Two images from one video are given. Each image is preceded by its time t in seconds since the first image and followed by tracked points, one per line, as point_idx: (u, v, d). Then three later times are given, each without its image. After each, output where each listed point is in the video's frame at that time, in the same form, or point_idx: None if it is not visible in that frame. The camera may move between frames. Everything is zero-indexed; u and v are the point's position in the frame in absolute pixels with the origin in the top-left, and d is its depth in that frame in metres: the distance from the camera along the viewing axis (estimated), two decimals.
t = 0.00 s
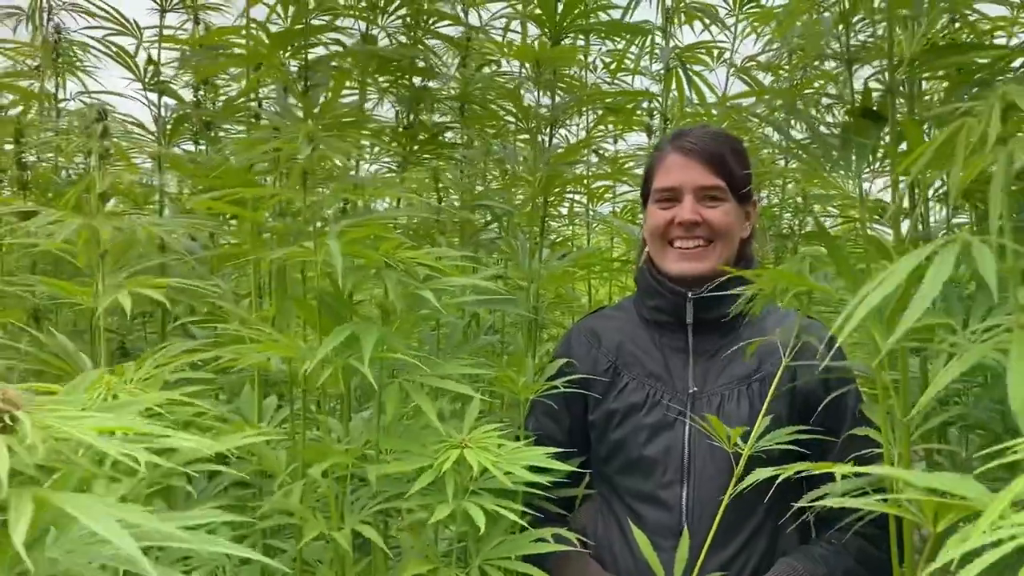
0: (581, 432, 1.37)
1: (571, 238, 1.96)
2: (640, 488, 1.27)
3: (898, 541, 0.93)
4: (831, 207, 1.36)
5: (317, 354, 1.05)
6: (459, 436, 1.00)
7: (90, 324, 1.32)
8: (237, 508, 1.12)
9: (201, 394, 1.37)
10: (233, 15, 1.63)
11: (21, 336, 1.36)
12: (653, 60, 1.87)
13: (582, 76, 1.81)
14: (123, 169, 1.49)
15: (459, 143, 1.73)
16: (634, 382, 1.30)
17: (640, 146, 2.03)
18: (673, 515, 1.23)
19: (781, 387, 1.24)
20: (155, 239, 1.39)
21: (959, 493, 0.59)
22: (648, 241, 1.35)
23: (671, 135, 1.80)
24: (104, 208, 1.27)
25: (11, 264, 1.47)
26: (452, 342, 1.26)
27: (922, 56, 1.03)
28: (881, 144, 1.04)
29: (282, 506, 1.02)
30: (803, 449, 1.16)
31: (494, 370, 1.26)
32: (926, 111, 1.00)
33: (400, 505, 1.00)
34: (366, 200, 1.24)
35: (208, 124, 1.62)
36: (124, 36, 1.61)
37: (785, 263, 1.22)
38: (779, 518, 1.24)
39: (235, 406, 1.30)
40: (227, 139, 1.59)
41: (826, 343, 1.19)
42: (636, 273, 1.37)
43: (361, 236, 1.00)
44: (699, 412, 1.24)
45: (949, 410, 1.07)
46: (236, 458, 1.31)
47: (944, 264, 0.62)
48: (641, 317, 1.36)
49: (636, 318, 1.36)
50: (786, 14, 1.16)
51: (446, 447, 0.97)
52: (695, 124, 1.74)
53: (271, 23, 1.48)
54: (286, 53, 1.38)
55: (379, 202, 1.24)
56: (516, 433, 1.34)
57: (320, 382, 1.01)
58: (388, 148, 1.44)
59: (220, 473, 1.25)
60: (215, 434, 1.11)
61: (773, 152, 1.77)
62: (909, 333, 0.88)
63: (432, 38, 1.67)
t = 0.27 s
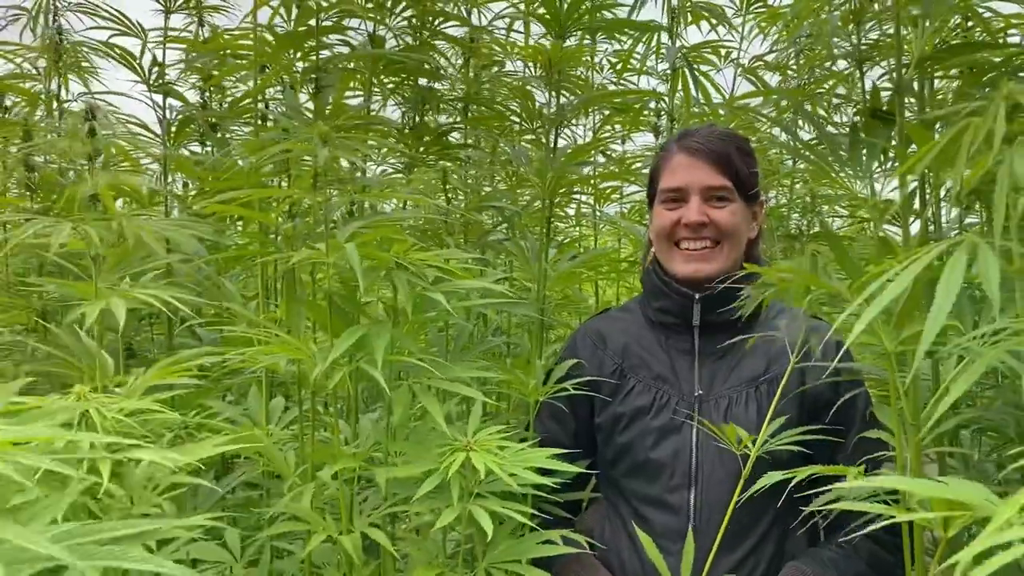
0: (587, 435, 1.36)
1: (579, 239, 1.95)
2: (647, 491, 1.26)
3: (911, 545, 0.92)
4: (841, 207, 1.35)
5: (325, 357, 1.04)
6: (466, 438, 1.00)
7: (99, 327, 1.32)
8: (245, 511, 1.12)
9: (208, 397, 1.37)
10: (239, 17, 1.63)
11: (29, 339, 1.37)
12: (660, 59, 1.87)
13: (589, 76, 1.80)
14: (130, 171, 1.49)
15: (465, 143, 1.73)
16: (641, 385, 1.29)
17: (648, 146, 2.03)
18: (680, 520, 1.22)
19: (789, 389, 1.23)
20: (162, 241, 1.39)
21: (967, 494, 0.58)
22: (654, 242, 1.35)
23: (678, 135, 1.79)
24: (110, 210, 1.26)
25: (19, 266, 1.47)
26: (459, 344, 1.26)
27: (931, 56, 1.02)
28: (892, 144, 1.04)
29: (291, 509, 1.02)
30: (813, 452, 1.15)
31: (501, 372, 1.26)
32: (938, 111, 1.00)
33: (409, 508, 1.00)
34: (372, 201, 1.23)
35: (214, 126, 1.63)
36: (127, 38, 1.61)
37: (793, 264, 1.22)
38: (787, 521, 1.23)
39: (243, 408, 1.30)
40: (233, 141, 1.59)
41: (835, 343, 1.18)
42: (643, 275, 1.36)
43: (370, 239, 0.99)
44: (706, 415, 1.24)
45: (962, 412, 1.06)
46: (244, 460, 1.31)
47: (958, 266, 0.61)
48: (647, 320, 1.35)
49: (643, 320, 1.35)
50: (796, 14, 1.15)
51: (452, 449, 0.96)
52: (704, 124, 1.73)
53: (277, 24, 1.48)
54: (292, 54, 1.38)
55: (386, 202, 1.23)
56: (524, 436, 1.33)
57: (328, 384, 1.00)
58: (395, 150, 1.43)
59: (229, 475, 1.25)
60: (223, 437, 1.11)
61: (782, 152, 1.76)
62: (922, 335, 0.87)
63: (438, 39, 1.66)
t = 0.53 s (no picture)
0: (589, 436, 1.35)
1: (581, 239, 1.95)
2: (650, 493, 1.25)
3: (913, 549, 0.91)
4: (844, 206, 1.34)
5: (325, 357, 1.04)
6: (465, 439, 0.99)
7: (99, 326, 1.32)
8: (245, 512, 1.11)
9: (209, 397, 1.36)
10: (240, 17, 1.63)
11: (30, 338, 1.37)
12: (661, 59, 1.86)
13: (591, 75, 1.79)
14: (131, 171, 1.49)
15: (467, 143, 1.72)
16: (643, 385, 1.28)
17: (651, 145, 2.02)
18: (683, 521, 1.21)
19: (793, 389, 1.22)
20: (163, 240, 1.39)
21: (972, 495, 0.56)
22: (657, 241, 1.34)
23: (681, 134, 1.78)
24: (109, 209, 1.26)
25: (20, 266, 1.47)
26: (460, 344, 1.25)
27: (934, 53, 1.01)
28: (896, 142, 1.03)
29: (291, 510, 1.01)
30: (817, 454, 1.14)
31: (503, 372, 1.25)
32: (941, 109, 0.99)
33: (409, 510, 0.99)
34: (372, 201, 1.22)
35: (215, 126, 1.62)
36: (132, 38, 1.61)
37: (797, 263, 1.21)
38: (791, 523, 1.22)
39: (243, 408, 1.30)
40: (234, 141, 1.59)
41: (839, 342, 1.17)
42: (645, 274, 1.35)
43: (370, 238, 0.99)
44: (709, 415, 1.23)
45: (968, 412, 1.05)
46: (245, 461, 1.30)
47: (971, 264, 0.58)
48: (650, 319, 1.34)
49: (645, 320, 1.35)
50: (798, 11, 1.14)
51: (449, 452, 0.95)
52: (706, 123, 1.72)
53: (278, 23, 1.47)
54: (292, 54, 1.37)
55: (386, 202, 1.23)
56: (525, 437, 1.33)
57: (328, 384, 1.00)
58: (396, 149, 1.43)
59: (229, 476, 1.25)
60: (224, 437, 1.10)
61: (784, 151, 1.75)
62: (927, 335, 0.86)
63: (440, 38, 1.66)
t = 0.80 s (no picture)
0: (587, 437, 1.35)
1: (581, 239, 1.94)
2: (649, 494, 1.24)
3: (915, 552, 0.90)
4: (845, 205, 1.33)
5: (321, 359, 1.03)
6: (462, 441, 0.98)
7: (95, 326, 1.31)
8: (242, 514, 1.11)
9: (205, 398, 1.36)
10: (238, 15, 1.62)
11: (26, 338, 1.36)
12: (660, 58, 1.85)
13: (590, 73, 1.78)
14: (129, 170, 1.48)
15: (465, 142, 1.72)
16: (642, 386, 1.27)
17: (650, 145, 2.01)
18: (683, 523, 1.21)
19: (793, 389, 1.22)
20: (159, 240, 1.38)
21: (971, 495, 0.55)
22: (656, 241, 1.33)
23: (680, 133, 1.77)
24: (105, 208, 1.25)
25: (17, 266, 1.47)
26: (457, 344, 1.24)
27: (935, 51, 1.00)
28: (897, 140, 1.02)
29: (285, 513, 1.01)
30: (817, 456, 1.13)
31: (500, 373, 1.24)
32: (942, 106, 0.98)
33: (405, 511, 0.98)
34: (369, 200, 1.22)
35: (213, 125, 1.62)
36: (132, 38, 1.60)
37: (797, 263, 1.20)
38: (791, 525, 1.22)
39: (240, 410, 1.29)
40: (231, 140, 1.58)
41: (840, 343, 1.16)
42: (644, 274, 1.34)
43: (363, 238, 0.97)
44: (709, 416, 1.22)
45: (969, 413, 1.04)
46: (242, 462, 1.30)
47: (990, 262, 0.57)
48: (649, 320, 1.33)
49: (644, 320, 1.34)
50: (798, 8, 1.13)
51: (446, 454, 0.94)
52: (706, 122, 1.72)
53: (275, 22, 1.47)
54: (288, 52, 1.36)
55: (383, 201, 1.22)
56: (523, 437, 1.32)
57: (323, 385, 0.99)
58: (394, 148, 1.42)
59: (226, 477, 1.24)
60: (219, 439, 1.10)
61: (784, 151, 1.74)
62: (928, 336, 0.85)
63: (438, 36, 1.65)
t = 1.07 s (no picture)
0: (579, 438, 1.34)
1: (574, 239, 1.94)
2: (643, 495, 1.24)
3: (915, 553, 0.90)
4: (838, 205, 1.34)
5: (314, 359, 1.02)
6: (459, 442, 0.98)
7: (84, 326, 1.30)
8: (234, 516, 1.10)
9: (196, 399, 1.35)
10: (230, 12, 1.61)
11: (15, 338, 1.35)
12: (654, 57, 1.85)
13: (584, 73, 1.78)
14: (119, 169, 1.47)
15: (458, 141, 1.71)
16: (636, 386, 1.27)
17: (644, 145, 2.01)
18: (677, 524, 1.20)
19: (787, 390, 1.21)
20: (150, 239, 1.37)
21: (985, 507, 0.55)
22: (650, 241, 1.32)
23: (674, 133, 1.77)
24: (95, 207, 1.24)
25: (4, 265, 1.45)
26: (451, 345, 1.23)
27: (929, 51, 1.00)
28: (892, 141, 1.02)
29: (277, 515, 1.00)
30: (813, 456, 1.14)
31: (494, 373, 1.24)
32: (937, 106, 0.98)
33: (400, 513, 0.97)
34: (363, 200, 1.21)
35: (204, 123, 1.61)
36: (121, 35, 1.58)
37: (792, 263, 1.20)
38: (787, 525, 1.21)
39: (231, 411, 1.28)
40: (222, 138, 1.57)
41: (835, 343, 1.16)
42: (638, 274, 1.34)
43: (355, 237, 0.97)
44: (703, 417, 1.21)
45: (964, 414, 1.04)
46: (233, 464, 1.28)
47: (1001, 272, 0.57)
48: (642, 320, 1.33)
49: (638, 320, 1.33)
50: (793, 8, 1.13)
51: (445, 454, 0.94)
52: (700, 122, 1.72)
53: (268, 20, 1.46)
54: (281, 50, 1.35)
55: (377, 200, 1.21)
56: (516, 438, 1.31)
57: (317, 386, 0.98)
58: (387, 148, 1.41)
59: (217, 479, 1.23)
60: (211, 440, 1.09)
61: (777, 151, 1.75)
62: (925, 337, 0.85)
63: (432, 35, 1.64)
